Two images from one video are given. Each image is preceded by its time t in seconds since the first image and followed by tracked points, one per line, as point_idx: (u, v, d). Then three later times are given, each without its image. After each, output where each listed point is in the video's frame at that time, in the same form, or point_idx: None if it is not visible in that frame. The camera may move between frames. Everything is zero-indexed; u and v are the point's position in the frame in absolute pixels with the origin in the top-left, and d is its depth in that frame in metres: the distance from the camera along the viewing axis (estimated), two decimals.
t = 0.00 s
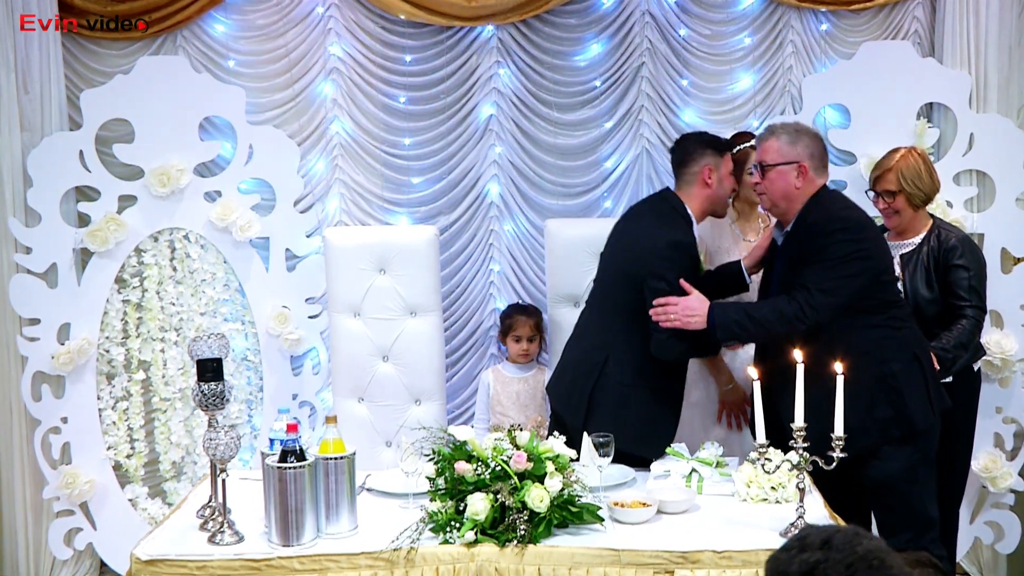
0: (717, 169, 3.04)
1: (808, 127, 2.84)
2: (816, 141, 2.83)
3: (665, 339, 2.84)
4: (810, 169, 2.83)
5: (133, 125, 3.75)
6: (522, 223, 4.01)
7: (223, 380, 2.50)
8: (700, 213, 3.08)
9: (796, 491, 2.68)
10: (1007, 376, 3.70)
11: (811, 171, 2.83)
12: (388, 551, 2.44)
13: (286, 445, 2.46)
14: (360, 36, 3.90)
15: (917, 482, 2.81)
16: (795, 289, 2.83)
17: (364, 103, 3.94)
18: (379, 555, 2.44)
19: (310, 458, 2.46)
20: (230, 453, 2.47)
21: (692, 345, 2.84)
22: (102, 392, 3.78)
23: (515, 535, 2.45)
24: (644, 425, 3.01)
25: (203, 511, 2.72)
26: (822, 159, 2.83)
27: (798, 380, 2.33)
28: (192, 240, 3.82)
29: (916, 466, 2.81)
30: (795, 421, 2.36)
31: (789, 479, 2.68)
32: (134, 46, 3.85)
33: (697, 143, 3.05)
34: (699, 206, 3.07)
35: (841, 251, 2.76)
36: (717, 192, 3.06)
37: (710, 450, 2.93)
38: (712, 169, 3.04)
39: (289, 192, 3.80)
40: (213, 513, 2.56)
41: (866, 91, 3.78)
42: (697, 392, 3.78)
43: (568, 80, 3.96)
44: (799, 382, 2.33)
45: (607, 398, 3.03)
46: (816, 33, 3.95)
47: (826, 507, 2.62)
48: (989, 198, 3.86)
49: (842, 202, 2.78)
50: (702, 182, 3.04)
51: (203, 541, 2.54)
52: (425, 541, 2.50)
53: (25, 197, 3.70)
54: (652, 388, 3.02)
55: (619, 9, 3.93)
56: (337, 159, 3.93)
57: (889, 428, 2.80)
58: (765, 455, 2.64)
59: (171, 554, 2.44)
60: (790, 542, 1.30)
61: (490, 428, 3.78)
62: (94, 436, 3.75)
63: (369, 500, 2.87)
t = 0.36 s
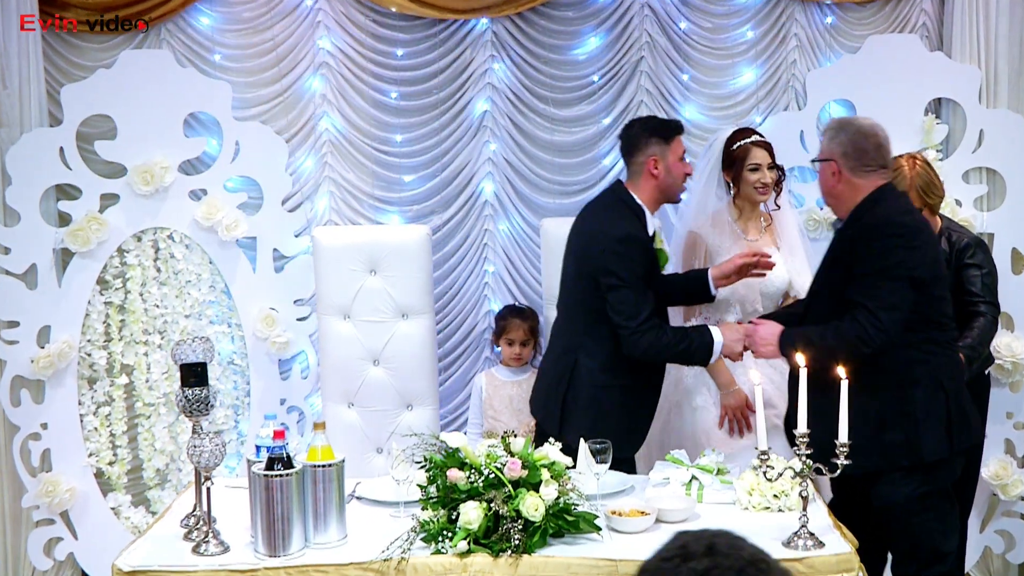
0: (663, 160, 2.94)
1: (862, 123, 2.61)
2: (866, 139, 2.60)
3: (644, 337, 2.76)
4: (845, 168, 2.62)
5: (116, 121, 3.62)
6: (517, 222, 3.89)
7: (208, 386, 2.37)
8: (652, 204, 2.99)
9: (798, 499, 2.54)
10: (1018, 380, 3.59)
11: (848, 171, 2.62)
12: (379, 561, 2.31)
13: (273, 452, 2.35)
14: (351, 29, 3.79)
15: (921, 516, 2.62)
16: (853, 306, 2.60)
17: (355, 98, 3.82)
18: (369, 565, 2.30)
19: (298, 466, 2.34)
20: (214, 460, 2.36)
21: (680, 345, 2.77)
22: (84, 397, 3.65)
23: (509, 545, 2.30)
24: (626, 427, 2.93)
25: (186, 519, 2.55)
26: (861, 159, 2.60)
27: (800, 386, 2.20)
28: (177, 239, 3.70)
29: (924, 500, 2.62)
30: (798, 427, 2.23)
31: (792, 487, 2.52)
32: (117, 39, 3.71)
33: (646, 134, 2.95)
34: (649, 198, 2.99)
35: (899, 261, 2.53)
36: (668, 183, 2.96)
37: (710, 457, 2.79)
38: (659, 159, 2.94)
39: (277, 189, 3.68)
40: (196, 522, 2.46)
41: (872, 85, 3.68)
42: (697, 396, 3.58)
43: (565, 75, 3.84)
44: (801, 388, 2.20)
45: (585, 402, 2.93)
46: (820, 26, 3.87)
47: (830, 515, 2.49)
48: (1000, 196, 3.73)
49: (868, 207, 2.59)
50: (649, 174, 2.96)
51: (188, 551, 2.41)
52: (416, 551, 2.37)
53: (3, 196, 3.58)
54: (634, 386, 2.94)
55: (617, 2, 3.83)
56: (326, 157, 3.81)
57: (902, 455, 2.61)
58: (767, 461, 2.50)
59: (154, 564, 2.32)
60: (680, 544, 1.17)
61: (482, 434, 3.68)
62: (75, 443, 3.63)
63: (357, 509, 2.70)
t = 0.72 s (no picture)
0: (608, 152, 2.93)
1: (920, 117, 2.62)
2: (923, 132, 2.62)
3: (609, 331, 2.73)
4: (900, 164, 2.64)
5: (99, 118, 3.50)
6: (513, 221, 3.79)
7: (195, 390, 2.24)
8: (597, 198, 2.97)
9: (802, 507, 2.43)
10: None
11: (903, 166, 2.64)
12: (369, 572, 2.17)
13: (261, 459, 2.23)
14: (341, 23, 3.68)
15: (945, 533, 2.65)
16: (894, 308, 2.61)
17: (346, 94, 3.71)
18: None
19: (286, 474, 2.23)
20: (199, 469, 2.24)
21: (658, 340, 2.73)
22: (67, 401, 3.54)
23: (504, 555, 2.17)
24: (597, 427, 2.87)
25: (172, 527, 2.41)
26: (917, 154, 2.61)
27: (802, 389, 2.12)
28: (163, 239, 3.60)
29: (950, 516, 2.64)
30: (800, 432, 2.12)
31: (795, 494, 2.43)
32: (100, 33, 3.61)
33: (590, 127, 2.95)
34: (594, 192, 2.96)
35: (938, 264, 2.52)
36: (612, 177, 2.95)
37: (711, 462, 2.67)
38: (603, 152, 2.93)
39: (265, 187, 3.57)
40: (184, 530, 2.32)
41: (877, 80, 3.58)
42: (704, 401, 3.31)
43: (563, 70, 3.74)
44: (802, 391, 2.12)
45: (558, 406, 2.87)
46: (825, 20, 3.77)
47: (834, 523, 2.38)
48: (1009, 194, 3.62)
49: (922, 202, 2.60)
50: (593, 168, 2.94)
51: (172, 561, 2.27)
52: (408, 561, 2.23)
53: None
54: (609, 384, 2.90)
55: None
56: (317, 154, 3.71)
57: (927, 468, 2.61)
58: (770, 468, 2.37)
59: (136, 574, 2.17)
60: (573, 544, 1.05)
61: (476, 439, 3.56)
62: (58, 449, 3.53)
63: (347, 518, 2.55)
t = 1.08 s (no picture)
0: (539, 148, 2.97)
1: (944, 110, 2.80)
2: (945, 123, 2.79)
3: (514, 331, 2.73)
4: (926, 157, 2.81)
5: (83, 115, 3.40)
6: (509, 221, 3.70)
7: (182, 395, 2.15)
8: (529, 194, 2.99)
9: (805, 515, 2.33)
10: None
11: (930, 159, 2.81)
12: None
13: (248, 465, 2.10)
14: (333, 17, 3.58)
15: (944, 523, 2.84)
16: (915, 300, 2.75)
17: (337, 89, 3.62)
18: None
19: (275, 480, 2.10)
20: (184, 476, 2.13)
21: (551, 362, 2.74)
22: (51, 406, 3.44)
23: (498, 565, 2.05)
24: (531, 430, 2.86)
25: (158, 537, 2.29)
26: (943, 146, 2.78)
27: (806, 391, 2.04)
28: (149, 239, 3.50)
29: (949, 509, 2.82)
30: (804, 437, 2.03)
31: (799, 501, 2.33)
32: (84, 26, 3.50)
33: (525, 125, 2.98)
34: (525, 190, 2.99)
35: (958, 253, 2.66)
36: (543, 173, 2.98)
37: (712, 468, 2.56)
38: (535, 148, 2.97)
39: (255, 186, 3.48)
40: (169, 540, 2.18)
41: (883, 75, 3.51)
42: (710, 403, 3.12)
43: (561, 65, 3.65)
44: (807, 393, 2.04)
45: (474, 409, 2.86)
46: (830, 14, 3.67)
47: (838, 531, 2.28)
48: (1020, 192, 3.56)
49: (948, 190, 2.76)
50: (524, 163, 2.97)
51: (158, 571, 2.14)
52: (400, 571, 2.11)
53: None
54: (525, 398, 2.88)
55: None
56: (308, 152, 3.61)
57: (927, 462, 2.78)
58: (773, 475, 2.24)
59: None
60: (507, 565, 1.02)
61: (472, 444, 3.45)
62: (42, 454, 3.42)
63: (339, 526, 2.40)
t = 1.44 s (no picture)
0: (503, 148, 3.15)
1: (956, 110, 2.77)
2: (959, 125, 2.76)
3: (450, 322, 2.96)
4: (937, 156, 2.78)
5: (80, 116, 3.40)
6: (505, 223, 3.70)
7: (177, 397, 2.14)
8: (491, 190, 3.19)
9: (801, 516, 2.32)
10: None
11: (940, 158, 2.78)
12: None
13: (245, 467, 2.10)
14: (329, 18, 3.59)
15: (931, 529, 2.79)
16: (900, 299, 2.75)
17: (334, 91, 3.62)
18: None
19: (272, 482, 2.10)
20: (181, 478, 2.13)
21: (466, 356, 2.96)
22: (47, 407, 3.44)
23: (494, 566, 2.04)
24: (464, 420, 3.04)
25: (155, 539, 2.28)
26: (955, 146, 2.76)
27: (801, 392, 2.04)
28: (146, 240, 3.50)
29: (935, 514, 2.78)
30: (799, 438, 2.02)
31: (795, 503, 2.31)
32: (81, 27, 3.50)
33: (493, 125, 3.16)
34: (488, 185, 3.19)
35: (939, 254, 2.64)
36: (505, 172, 3.17)
37: (708, 469, 2.55)
38: (500, 147, 3.16)
39: (252, 187, 3.48)
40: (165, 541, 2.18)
41: (879, 77, 3.52)
42: (704, 404, 3.13)
43: (557, 66, 3.66)
44: (802, 394, 2.04)
45: (420, 399, 3.08)
46: (826, 15, 3.68)
47: (833, 532, 2.28)
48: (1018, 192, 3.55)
49: (951, 188, 2.74)
50: (489, 161, 3.17)
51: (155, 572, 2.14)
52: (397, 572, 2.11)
53: None
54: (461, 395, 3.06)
55: None
56: (305, 153, 3.62)
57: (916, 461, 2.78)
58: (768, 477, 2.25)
59: None
60: None
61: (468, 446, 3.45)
62: (38, 456, 3.42)
63: (335, 527, 2.40)
